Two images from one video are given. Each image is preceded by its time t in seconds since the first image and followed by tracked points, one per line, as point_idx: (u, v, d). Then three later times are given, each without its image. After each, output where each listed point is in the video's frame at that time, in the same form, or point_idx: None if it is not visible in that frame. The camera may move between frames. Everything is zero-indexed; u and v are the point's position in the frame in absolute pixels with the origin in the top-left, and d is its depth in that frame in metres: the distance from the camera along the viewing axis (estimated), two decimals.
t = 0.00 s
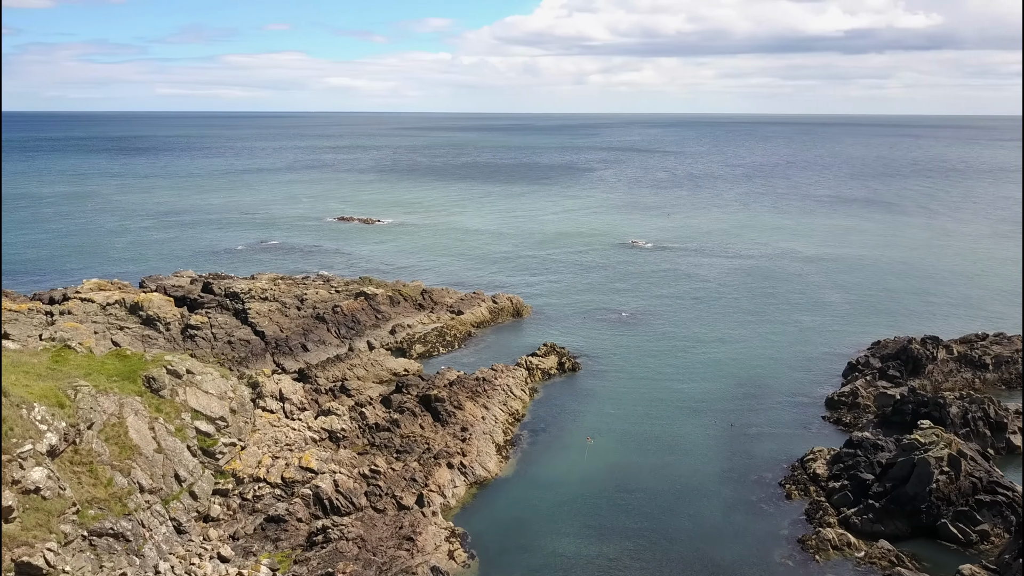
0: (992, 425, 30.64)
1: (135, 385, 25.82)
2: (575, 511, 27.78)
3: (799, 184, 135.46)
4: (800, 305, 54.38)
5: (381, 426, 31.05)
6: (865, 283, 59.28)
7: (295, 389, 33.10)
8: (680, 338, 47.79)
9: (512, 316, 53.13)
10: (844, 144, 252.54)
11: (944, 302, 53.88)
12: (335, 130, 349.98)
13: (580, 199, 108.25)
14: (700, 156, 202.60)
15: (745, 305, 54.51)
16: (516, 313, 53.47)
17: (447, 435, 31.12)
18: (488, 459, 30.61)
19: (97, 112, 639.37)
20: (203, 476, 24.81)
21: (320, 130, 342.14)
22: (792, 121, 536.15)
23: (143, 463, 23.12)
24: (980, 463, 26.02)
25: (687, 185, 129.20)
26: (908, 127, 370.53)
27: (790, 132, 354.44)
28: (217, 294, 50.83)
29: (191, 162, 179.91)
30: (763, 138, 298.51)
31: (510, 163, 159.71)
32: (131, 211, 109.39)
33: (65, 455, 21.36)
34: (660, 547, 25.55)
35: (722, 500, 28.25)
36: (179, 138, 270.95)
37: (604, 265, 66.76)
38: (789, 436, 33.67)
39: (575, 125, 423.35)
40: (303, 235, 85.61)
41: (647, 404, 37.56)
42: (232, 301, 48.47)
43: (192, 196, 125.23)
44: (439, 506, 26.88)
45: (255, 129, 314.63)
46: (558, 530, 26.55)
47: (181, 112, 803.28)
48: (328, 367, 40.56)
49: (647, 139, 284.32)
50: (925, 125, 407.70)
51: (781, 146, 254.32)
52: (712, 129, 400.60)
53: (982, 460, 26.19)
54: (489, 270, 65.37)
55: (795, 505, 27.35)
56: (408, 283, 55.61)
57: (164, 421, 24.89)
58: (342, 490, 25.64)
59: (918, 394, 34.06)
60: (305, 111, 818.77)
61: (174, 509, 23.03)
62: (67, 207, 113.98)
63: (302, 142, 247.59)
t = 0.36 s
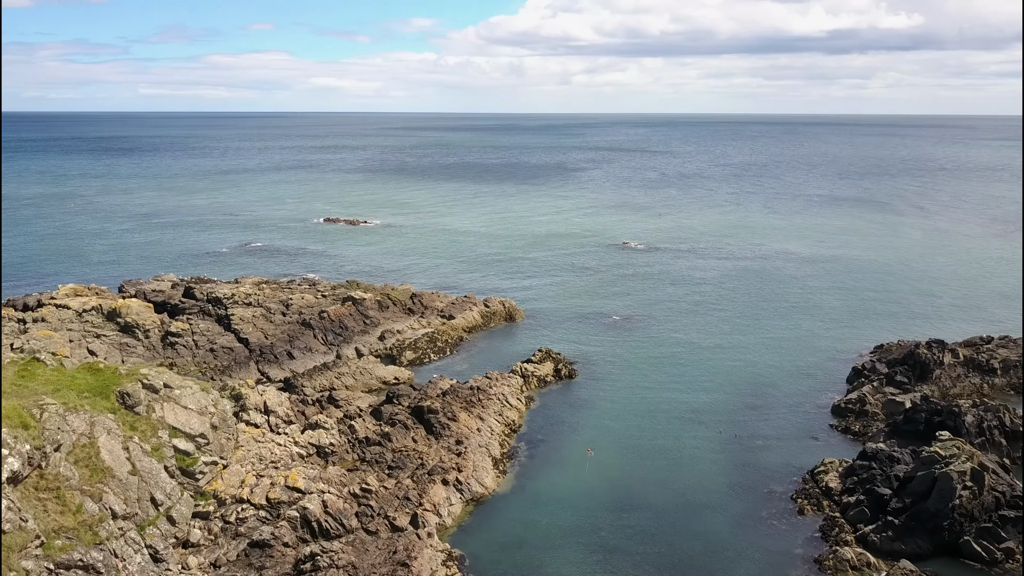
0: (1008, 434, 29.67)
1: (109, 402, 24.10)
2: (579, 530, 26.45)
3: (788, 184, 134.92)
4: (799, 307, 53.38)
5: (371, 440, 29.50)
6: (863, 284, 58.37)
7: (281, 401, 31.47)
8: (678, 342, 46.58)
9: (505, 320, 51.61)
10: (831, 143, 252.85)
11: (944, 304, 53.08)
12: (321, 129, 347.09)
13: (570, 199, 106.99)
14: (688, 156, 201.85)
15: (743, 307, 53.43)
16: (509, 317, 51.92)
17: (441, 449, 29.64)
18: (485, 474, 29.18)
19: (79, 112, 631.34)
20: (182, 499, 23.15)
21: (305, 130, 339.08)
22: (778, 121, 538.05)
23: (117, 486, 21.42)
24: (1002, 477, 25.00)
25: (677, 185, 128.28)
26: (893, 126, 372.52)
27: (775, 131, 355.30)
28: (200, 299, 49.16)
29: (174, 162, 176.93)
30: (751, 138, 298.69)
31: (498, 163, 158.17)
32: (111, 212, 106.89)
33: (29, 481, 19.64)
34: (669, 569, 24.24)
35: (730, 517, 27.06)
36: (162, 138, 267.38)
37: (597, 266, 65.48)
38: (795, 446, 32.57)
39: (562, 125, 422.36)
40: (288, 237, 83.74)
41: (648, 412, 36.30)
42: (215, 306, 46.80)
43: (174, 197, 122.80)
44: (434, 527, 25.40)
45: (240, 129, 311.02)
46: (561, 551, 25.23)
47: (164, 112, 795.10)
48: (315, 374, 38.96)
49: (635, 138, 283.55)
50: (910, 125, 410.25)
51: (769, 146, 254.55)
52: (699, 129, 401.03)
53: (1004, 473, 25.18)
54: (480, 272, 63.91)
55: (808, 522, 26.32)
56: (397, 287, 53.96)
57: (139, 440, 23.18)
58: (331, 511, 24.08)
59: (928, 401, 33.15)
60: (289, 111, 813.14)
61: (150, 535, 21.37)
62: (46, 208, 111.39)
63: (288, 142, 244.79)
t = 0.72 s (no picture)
0: None
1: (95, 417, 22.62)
2: (595, 552, 25.11)
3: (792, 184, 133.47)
4: (812, 311, 51.97)
5: (374, 455, 28.06)
6: (876, 287, 56.95)
7: (279, 412, 30.00)
8: (689, 347, 45.19)
9: (509, 325, 50.05)
10: (834, 142, 251.43)
11: (960, 309, 51.70)
12: (320, 128, 345.46)
13: (572, 199, 105.59)
14: (690, 155, 200.39)
15: (754, 311, 52.05)
16: (514, 321, 50.34)
17: (448, 463, 28.19)
18: (494, 490, 27.75)
19: (77, 112, 629.06)
20: (173, 521, 21.70)
21: (304, 129, 337.94)
22: (778, 120, 536.80)
23: (103, 510, 20.02)
24: None
25: (680, 185, 126.91)
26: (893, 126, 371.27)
27: (777, 130, 352.76)
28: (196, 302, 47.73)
29: (171, 162, 175.39)
30: (753, 138, 297.45)
31: (499, 163, 156.64)
32: (108, 213, 105.36)
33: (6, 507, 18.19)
34: None
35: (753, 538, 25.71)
36: (160, 138, 265.67)
37: (603, 268, 64.07)
38: (817, 459, 31.24)
39: (562, 125, 420.80)
40: (287, 238, 82.22)
41: (663, 422, 34.89)
42: (212, 310, 45.47)
43: (171, 198, 121.28)
44: (441, 549, 23.98)
45: (240, 128, 308.95)
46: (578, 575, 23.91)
47: (164, 112, 792.66)
48: (314, 383, 37.55)
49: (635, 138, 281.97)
50: (911, 125, 409.25)
51: (772, 146, 253.38)
52: (699, 128, 399.56)
53: None
54: (483, 275, 62.50)
55: (837, 541, 25.15)
56: (399, 290, 52.45)
57: (127, 458, 21.71)
58: (332, 533, 22.64)
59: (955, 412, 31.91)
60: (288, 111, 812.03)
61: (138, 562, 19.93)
62: (41, 208, 109.78)
63: (286, 141, 243.26)
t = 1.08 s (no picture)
0: None
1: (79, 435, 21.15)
2: None
3: (798, 184, 131.93)
4: (826, 315, 50.48)
5: (377, 470, 26.66)
6: (890, 290, 55.46)
7: (277, 425, 28.59)
8: (702, 352, 43.72)
9: (515, 329, 48.56)
10: (838, 142, 249.69)
11: (979, 314, 50.21)
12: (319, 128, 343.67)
13: (576, 200, 104.09)
14: (693, 155, 198.76)
15: (767, 314, 50.57)
16: (520, 325, 48.82)
17: (455, 479, 26.80)
18: (503, 507, 26.35)
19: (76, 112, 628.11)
20: (163, 548, 20.30)
21: (305, 129, 336.36)
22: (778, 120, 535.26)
23: (86, 537, 18.61)
24: None
25: (685, 185, 125.39)
26: (895, 127, 369.68)
27: (776, 130, 351.73)
28: (192, 307, 46.32)
29: (169, 162, 173.76)
30: (756, 138, 295.90)
31: (501, 163, 155.09)
32: (104, 214, 103.79)
33: None
34: None
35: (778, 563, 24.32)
36: (160, 138, 263.97)
37: (610, 271, 62.55)
38: (840, 474, 29.85)
39: (562, 125, 419.02)
40: (286, 240, 80.68)
41: (678, 434, 33.47)
42: (209, 316, 44.07)
43: (168, 198, 119.74)
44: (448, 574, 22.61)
45: (240, 129, 307.53)
46: None
47: (164, 112, 791.25)
48: (314, 392, 36.14)
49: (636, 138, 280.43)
50: (913, 125, 407.58)
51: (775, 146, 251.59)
52: (700, 129, 397.84)
53: None
54: (487, 277, 61.02)
55: (869, 564, 23.87)
56: (402, 293, 50.96)
57: (113, 479, 20.26)
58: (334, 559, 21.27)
59: (985, 425, 30.45)
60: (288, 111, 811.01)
61: None
62: (37, 209, 108.29)
63: (285, 141, 241.64)
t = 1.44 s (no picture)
0: None
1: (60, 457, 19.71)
2: None
3: (803, 184, 130.36)
4: (841, 320, 49.03)
5: (380, 489, 25.23)
6: (906, 294, 53.93)
7: (275, 440, 27.17)
8: (714, 359, 42.27)
9: (521, 335, 47.05)
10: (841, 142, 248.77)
11: (998, 321, 48.73)
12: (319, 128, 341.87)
13: (580, 200, 102.57)
14: (695, 155, 197.05)
15: (780, 319, 49.12)
16: (526, 331, 47.29)
17: (462, 499, 25.38)
18: (513, 529, 24.93)
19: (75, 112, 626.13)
20: None
21: (305, 129, 334.97)
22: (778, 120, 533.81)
23: (65, 572, 17.22)
24: None
25: (689, 185, 123.83)
26: (897, 126, 367.97)
27: (778, 130, 349.46)
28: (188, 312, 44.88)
29: (168, 162, 172.10)
30: (758, 138, 294.59)
31: (502, 163, 153.48)
32: (101, 215, 102.20)
33: None
34: None
35: None
36: (159, 138, 262.26)
37: (617, 274, 61.05)
38: (865, 492, 28.44)
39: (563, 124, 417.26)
40: (285, 241, 79.15)
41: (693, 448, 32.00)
42: (205, 322, 42.66)
43: (166, 199, 118.19)
44: None
45: (239, 129, 305.38)
46: None
47: (162, 112, 787.27)
48: (313, 403, 34.67)
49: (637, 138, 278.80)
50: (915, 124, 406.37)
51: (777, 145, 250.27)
52: (701, 129, 396.14)
53: None
54: (491, 280, 59.54)
55: None
56: (403, 296, 49.50)
57: (96, 506, 18.85)
58: None
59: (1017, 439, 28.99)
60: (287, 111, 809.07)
61: None
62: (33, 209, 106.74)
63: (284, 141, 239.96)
